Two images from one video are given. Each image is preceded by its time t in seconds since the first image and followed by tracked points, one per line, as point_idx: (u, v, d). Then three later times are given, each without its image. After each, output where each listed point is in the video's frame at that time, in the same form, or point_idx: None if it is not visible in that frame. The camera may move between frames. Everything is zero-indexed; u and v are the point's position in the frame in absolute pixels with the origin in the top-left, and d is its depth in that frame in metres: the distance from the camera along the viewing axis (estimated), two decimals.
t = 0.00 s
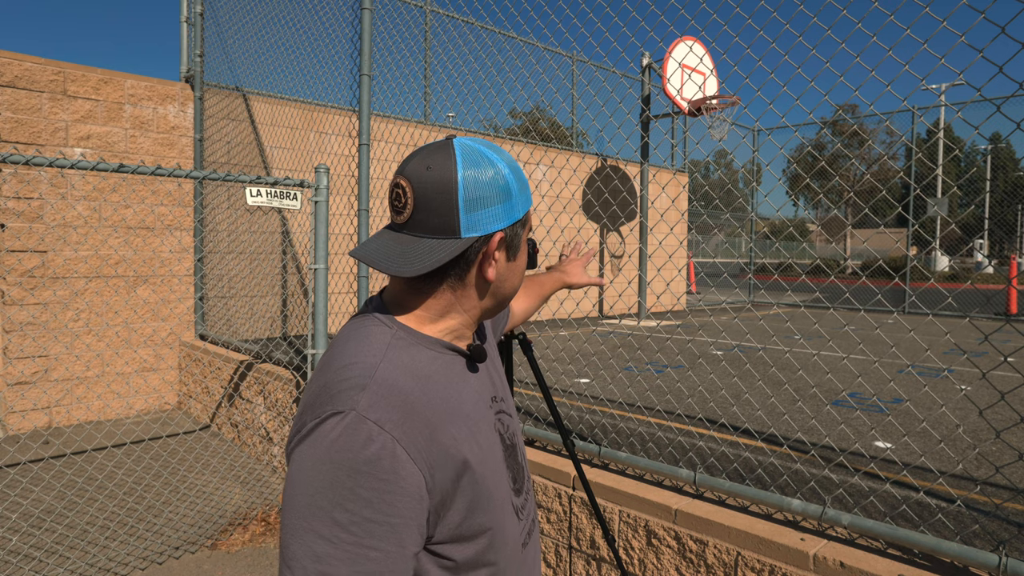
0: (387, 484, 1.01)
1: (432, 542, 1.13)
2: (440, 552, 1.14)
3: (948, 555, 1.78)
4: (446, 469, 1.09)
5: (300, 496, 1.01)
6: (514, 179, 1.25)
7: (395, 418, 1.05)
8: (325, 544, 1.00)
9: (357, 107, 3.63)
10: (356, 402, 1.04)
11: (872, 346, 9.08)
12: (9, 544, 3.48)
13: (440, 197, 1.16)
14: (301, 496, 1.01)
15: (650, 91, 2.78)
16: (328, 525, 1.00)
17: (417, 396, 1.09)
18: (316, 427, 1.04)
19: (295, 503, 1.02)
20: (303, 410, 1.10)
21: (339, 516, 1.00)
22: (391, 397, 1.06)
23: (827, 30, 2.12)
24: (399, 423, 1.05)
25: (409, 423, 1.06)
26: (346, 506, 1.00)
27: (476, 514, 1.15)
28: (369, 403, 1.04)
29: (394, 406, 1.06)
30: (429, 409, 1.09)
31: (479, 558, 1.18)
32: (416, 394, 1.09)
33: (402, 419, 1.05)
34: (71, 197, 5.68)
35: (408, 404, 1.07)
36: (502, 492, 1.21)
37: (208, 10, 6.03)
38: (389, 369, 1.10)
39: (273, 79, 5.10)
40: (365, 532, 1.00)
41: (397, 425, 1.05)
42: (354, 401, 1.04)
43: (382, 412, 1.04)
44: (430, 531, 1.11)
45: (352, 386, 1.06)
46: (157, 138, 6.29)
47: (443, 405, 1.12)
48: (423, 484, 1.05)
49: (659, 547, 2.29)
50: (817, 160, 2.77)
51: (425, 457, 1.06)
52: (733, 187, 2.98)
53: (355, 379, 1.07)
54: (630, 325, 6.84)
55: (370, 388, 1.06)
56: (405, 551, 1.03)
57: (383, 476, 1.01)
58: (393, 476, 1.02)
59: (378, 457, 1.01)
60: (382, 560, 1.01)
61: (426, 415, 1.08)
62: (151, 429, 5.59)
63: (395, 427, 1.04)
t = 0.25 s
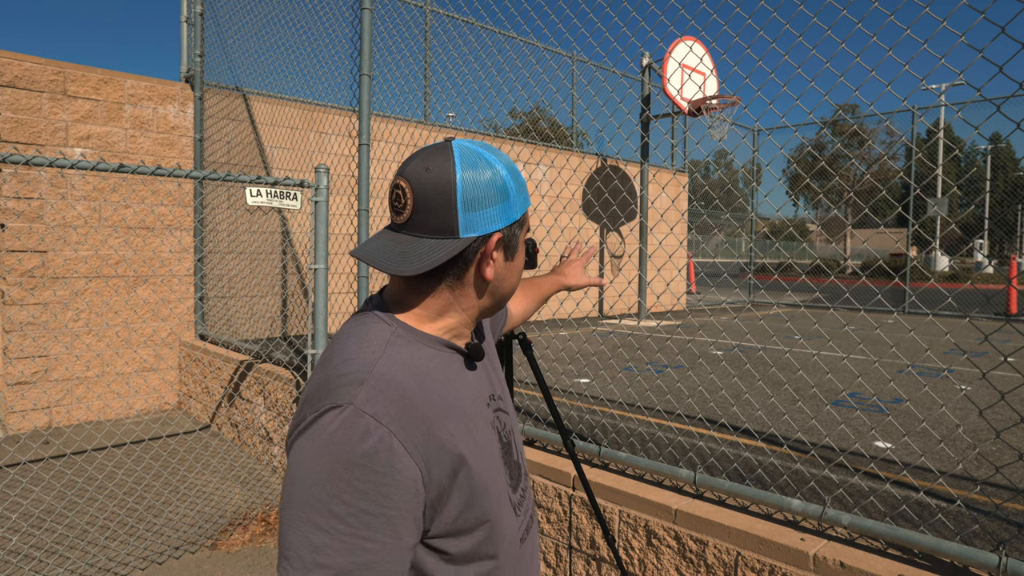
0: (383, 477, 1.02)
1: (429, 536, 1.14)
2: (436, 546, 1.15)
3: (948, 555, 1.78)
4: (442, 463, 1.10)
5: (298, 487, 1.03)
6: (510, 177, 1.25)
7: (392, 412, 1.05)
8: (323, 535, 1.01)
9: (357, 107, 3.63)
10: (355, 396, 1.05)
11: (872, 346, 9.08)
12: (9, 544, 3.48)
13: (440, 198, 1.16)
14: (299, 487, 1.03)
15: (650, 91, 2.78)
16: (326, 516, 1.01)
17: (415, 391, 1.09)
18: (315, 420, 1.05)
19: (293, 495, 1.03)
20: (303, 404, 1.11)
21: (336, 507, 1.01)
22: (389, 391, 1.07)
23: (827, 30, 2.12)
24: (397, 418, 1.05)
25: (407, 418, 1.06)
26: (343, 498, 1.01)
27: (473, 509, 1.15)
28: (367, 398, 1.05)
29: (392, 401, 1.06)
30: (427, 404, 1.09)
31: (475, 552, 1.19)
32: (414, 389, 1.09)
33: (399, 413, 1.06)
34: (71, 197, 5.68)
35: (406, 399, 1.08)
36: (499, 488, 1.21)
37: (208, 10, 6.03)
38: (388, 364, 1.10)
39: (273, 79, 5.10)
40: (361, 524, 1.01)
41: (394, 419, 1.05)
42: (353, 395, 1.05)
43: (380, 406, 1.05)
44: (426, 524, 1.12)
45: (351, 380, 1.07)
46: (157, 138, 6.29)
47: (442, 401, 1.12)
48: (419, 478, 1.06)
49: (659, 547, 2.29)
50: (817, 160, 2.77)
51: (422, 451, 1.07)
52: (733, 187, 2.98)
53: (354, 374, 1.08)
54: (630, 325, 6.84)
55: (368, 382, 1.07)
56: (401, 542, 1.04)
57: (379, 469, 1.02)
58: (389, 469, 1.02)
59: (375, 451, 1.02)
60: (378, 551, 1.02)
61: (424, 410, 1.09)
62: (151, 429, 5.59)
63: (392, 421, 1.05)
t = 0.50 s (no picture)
0: (383, 471, 1.03)
1: (428, 530, 1.14)
2: (435, 540, 1.16)
3: (948, 555, 1.78)
4: (441, 458, 1.10)
5: (299, 480, 1.03)
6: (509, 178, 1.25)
7: (392, 408, 1.06)
8: (324, 528, 1.02)
9: (357, 107, 3.63)
10: (355, 391, 1.05)
11: (872, 346, 9.08)
12: (9, 544, 3.48)
13: (439, 199, 1.16)
14: (300, 481, 1.03)
15: (650, 91, 2.78)
16: (327, 509, 1.02)
17: (415, 388, 1.10)
18: (316, 415, 1.05)
19: (294, 488, 1.04)
20: (304, 399, 1.11)
21: (337, 500, 1.02)
22: (389, 387, 1.07)
23: (827, 30, 2.12)
24: (397, 413, 1.06)
25: (407, 413, 1.07)
26: (344, 491, 1.02)
27: (472, 504, 1.16)
28: (368, 393, 1.06)
29: (392, 397, 1.07)
30: (426, 400, 1.10)
31: (474, 547, 1.19)
32: (414, 385, 1.10)
33: (399, 409, 1.06)
34: (71, 197, 5.68)
35: (406, 395, 1.08)
36: (498, 483, 1.21)
37: (208, 10, 6.03)
38: (388, 360, 1.11)
39: (272, 79, 5.10)
40: (361, 517, 1.02)
41: (394, 415, 1.06)
42: (353, 390, 1.06)
43: (380, 401, 1.05)
44: (425, 518, 1.13)
45: (352, 375, 1.07)
46: (157, 138, 6.29)
47: (441, 396, 1.13)
48: (419, 473, 1.06)
49: (659, 547, 2.29)
50: (817, 160, 2.77)
51: (421, 446, 1.07)
52: (733, 187, 2.98)
53: (355, 370, 1.08)
54: (630, 325, 6.84)
55: (369, 378, 1.07)
56: (400, 535, 1.05)
57: (379, 463, 1.03)
58: (388, 463, 1.03)
59: (375, 445, 1.03)
60: (378, 544, 1.03)
61: (423, 406, 1.09)
62: (151, 429, 5.59)
63: (392, 417, 1.05)
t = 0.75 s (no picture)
0: (385, 468, 1.03)
1: (428, 526, 1.14)
2: (435, 536, 1.15)
3: (948, 555, 1.78)
4: (442, 455, 1.10)
5: (301, 478, 1.03)
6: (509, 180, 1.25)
7: (394, 405, 1.06)
8: (327, 523, 1.02)
9: (358, 107, 3.63)
10: (358, 389, 1.05)
11: (872, 346, 9.08)
12: (9, 544, 3.48)
13: (440, 200, 1.16)
14: (301, 477, 1.03)
15: (650, 91, 2.78)
16: (330, 506, 1.02)
17: (416, 386, 1.10)
18: (318, 413, 1.05)
19: (296, 485, 1.03)
20: (305, 398, 1.11)
21: (340, 497, 1.02)
22: (391, 386, 1.08)
23: (827, 30, 2.12)
24: (398, 411, 1.06)
25: (408, 411, 1.07)
26: (346, 488, 1.02)
27: (472, 501, 1.16)
28: (370, 391, 1.06)
29: (394, 395, 1.07)
30: (427, 398, 1.10)
31: (474, 544, 1.19)
32: (415, 384, 1.10)
33: (400, 406, 1.07)
34: (71, 197, 5.68)
35: (407, 392, 1.09)
36: (497, 480, 1.21)
37: (208, 10, 6.03)
38: (389, 360, 1.11)
39: (273, 79, 5.10)
40: (363, 513, 1.02)
41: (396, 412, 1.06)
42: (355, 388, 1.06)
43: (382, 399, 1.06)
44: (426, 515, 1.13)
45: (353, 374, 1.07)
46: (157, 138, 6.29)
47: (441, 394, 1.13)
48: (420, 469, 1.07)
49: (659, 547, 2.29)
50: (817, 160, 2.77)
51: (421, 442, 1.08)
52: (733, 187, 2.98)
53: (356, 368, 1.09)
54: (630, 325, 6.84)
55: (370, 376, 1.07)
56: (402, 531, 1.05)
57: (382, 460, 1.03)
58: (390, 460, 1.03)
59: (377, 442, 1.03)
60: (380, 539, 1.03)
61: (423, 403, 1.10)
62: (151, 429, 5.59)
63: (394, 414, 1.06)
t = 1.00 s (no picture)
0: (388, 461, 1.03)
1: (430, 520, 1.14)
2: (438, 531, 1.15)
3: (948, 555, 1.78)
4: (444, 449, 1.11)
5: (305, 471, 1.03)
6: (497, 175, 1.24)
7: (396, 400, 1.07)
8: (331, 514, 1.02)
9: (358, 107, 3.63)
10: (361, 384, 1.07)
11: (872, 346, 9.09)
12: (9, 544, 3.48)
13: (402, 192, 1.22)
14: (306, 471, 1.03)
15: (650, 91, 2.78)
16: (334, 498, 1.02)
17: (418, 382, 1.11)
18: (322, 407, 1.06)
19: (301, 478, 1.04)
20: (310, 394, 1.12)
21: (343, 489, 1.02)
22: (393, 382, 1.09)
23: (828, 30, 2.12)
24: (400, 405, 1.07)
25: (410, 405, 1.08)
26: (350, 480, 1.02)
27: (473, 495, 1.16)
28: (372, 386, 1.07)
29: (396, 390, 1.08)
30: (429, 393, 1.11)
31: (476, 539, 1.19)
32: (417, 379, 1.12)
33: (403, 401, 1.08)
34: (71, 197, 5.68)
35: (409, 388, 1.10)
36: (500, 476, 1.22)
37: (208, 10, 6.03)
38: (391, 357, 1.12)
39: (272, 79, 5.09)
40: (366, 505, 1.02)
41: (398, 406, 1.07)
42: (359, 382, 1.07)
43: (385, 394, 1.07)
44: (428, 509, 1.13)
45: (357, 370, 1.09)
46: (157, 138, 6.29)
47: (442, 390, 1.14)
48: (422, 463, 1.07)
49: (659, 547, 2.29)
50: (817, 160, 2.78)
51: (424, 436, 1.08)
52: (733, 187, 2.98)
53: (360, 365, 1.10)
54: (630, 325, 6.84)
55: (373, 372, 1.09)
56: (405, 523, 1.05)
57: (384, 453, 1.03)
58: (393, 453, 1.04)
59: (380, 436, 1.04)
60: (383, 530, 1.03)
61: (425, 398, 1.11)
62: (151, 429, 5.59)
63: (396, 408, 1.06)
